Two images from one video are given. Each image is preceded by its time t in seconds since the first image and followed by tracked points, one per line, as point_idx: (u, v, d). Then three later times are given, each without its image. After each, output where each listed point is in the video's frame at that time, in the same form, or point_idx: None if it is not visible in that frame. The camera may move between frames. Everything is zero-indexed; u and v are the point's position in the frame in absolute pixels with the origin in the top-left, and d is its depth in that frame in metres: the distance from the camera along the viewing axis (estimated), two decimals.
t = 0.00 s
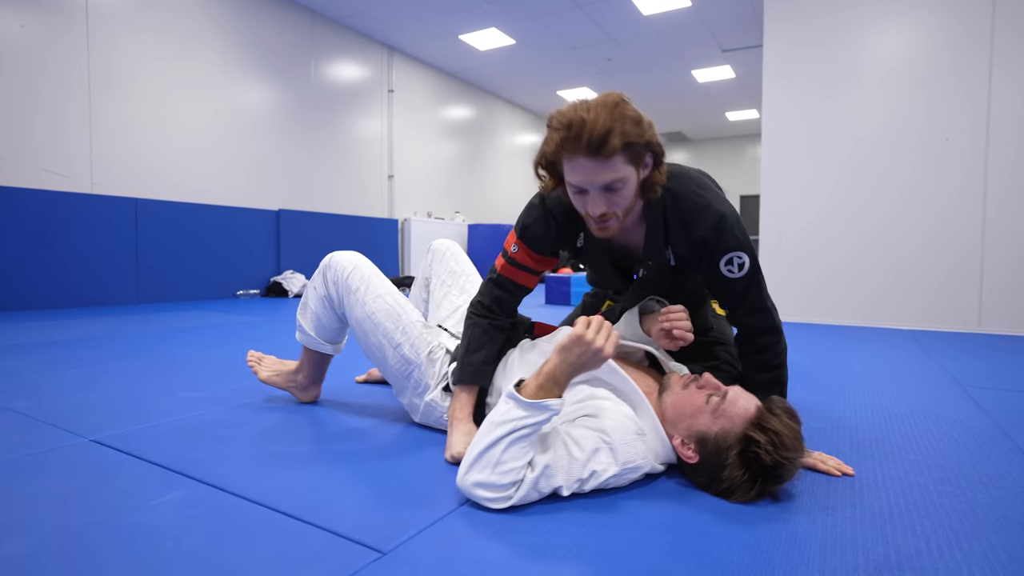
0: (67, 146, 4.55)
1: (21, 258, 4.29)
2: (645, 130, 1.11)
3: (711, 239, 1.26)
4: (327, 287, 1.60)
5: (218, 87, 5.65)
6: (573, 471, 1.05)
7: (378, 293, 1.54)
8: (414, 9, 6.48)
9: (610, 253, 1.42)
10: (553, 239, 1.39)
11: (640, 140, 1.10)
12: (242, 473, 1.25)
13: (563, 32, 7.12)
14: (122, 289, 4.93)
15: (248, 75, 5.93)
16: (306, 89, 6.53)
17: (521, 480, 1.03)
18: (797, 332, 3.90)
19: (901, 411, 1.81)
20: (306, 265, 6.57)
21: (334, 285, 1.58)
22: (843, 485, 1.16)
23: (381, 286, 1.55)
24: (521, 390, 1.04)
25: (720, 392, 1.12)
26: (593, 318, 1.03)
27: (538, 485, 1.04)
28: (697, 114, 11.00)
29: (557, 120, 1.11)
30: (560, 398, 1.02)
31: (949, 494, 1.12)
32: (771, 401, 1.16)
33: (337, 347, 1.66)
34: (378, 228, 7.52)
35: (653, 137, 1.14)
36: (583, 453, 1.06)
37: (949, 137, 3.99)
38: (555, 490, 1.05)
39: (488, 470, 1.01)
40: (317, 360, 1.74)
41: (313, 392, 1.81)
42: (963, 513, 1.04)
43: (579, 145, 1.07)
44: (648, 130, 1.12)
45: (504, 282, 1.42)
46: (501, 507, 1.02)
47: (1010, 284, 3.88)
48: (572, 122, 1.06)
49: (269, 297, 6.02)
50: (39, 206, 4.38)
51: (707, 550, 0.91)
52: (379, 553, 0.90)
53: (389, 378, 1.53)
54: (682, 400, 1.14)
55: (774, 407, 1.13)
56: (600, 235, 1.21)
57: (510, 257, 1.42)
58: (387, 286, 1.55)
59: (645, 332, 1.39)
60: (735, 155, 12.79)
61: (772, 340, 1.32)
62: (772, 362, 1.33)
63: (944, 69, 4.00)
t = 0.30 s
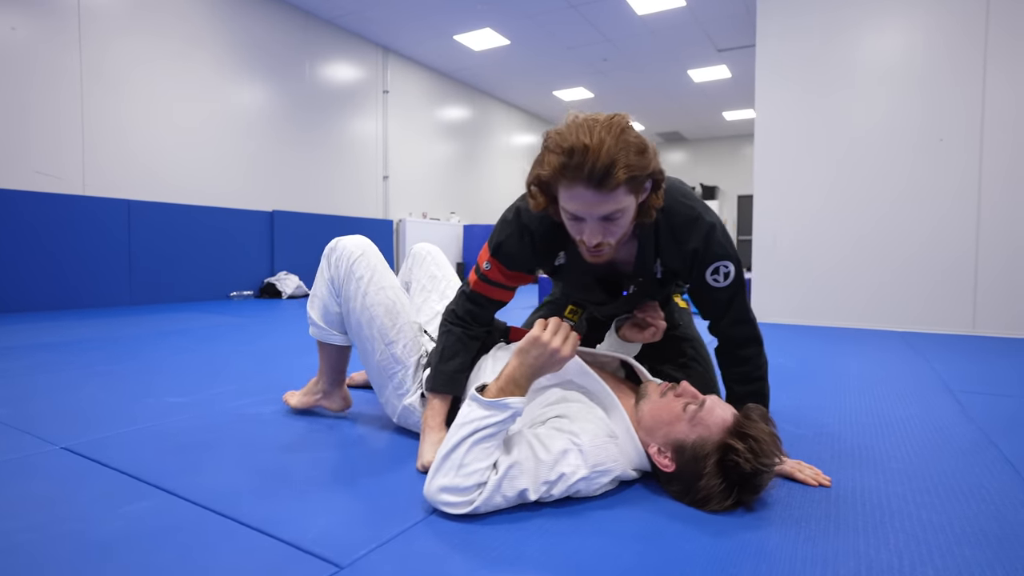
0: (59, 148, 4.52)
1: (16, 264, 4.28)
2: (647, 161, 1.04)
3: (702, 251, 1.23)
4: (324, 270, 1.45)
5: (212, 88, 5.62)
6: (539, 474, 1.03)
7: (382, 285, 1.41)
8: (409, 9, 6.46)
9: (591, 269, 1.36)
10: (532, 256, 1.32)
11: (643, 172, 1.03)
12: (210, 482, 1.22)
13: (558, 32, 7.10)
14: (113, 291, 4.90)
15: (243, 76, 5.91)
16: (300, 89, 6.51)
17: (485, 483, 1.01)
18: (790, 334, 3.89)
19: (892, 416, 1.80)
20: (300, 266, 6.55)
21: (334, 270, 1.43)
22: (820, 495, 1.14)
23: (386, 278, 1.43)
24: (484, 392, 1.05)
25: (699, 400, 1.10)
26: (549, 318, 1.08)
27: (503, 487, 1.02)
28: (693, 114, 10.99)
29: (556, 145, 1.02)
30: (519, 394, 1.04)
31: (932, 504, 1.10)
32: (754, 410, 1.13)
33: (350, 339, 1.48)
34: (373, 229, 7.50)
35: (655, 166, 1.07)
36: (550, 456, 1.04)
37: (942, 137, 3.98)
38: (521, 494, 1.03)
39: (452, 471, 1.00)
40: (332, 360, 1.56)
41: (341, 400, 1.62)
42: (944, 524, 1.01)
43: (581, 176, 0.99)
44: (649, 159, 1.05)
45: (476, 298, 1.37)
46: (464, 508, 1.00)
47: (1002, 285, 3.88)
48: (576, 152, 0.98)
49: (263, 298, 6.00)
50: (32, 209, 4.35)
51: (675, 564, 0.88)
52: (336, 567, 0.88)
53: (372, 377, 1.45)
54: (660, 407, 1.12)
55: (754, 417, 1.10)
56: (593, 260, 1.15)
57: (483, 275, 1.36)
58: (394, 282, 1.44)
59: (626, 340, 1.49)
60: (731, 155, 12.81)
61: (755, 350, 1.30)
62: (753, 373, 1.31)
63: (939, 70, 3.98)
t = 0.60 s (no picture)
0: (54, 147, 4.50)
1: (20, 265, 4.30)
2: (582, 143, 1.13)
3: (656, 254, 1.27)
4: (287, 277, 1.46)
5: (209, 87, 5.59)
6: (512, 483, 1.00)
7: (348, 285, 1.44)
8: (409, 9, 6.45)
9: (551, 278, 1.41)
10: (492, 266, 1.39)
11: (580, 151, 1.12)
12: (178, 483, 1.18)
13: (558, 31, 7.08)
14: (109, 290, 4.87)
15: (242, 75, 5.89)
16: (299, 89, 6.48)
17: (457, 490, 0.97)
18: (790, 334, 3.85)
19: (885, 419, 1.76)
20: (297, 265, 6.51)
21: (296, 275, 1.45)
22: (803, 502, 1.11)
23: (352, 278, 1.46)
24: (461, 398, 0.98)
25: (682, 403, 1.06)
26: (536, 326, 0.99)
27: (473, 496, 0.98)
28: (695, 112, 10.95)
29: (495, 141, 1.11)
30: (499, 404, 0.97)
31: (919, 512, 1.07)
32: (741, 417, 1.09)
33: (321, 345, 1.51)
34: (371, 229, 7.47)
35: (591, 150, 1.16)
36: (524, 465, 1.01)
37: (936, 133, 3.95)
38: (492, 502, 1.00)
39: (423, 477, 0.95)
40: (305, 371, 1.57)
41: (317, 413, 1.61)
42: (929, 532, 0.98)
43: (523, 164, 1.08)
44: (585, 144, 1.15)
45: (444, 306, 1.40)
46: (433, 517, 0.96)
47: (1002, 285, 3.83)
48: (515, 141, 1.08)
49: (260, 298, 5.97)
50: (36, 211, 4.38)
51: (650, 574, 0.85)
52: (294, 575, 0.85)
53: (345, 379, 1.46)
54: (643, 408, 1.08)
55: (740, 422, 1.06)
56: (553, 252, 1.22)
57: (447, 283, 1.41)
58: (357, 281, 1.46)
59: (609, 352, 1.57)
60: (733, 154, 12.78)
61: (724, 353, 1.29)
62: (726, 378, 1.28)
63: (940, 66, 3.94)
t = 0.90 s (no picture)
0: (64, 146, 4.55)
1: (19, 260, 4.32)
2: (547, 135, 1.20)
3: (632, 249, 1.23)
4: (275, 271, 1.47)
5: (219, 86, 5.63)
6: (491, 480, 0.98)
7: (335, 278, 1.44)
8: (419, 8, 6.46)
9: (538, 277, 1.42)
10: (478, 262, 1.39)
11: (545, 142, 1.18)
12: (160, 480, 1.17)
13: (567, 28, 7.04)
14: (119, 287, 4.93)
15: (252, 75, 5.93)
16: (308, 88, 6.51)
17: (433, 486, 0.95)
18: (799, 334, 3.78)
19: (890, 420, 1.72)
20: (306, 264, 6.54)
21: (284, 269, 1.46)
22: (795, 505, 1.07)
23: (339, 272, 1.46)
24: (438, 394, 0.98)
25: (666, 402, 1.04)
26: (510, 319, 0.99)
27: (450, 493, 0.96)
28: (707, 111, 10.85)
29: (463, 137, 1.19)
30: (475, 397, 0.96)
31: (914, 514, 1.03)
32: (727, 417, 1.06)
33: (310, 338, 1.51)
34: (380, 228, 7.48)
35: (557, 144, 1.23)
36: (504, 462, 0.99)
37: (931, 132, 3.91)
38: (470, 500, 0.98)
39: (399, 474, 0.94)
40: (295, 366, 1.56)
41: (308, 409, 1.61)
42: (920, 537, 0.95)
43: (488, 153, 1.15)
44: (549, 136, 1.21)
45: (433, 300, 1.38)
46: (408, 513, 0.94)
47: (1012, 283, 3.75)
48: (479, 133, 1.14)
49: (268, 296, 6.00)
50: (36, 210, 4.39)
51: None
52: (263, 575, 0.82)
53: (333, 371, 1.46)
54: (626, 406, 1.06)
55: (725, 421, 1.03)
56: (526, 245, 1.23)
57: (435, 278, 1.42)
58: (344, 275, 1.46)
59: (608, 348, 1.56)
60: (746, 153, 12.65)
61: (710, 351, 1.21)
62: (713, 375, 1.21)
63: (955, 60, 3.85)
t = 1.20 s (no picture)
0: (114, 150, 4.74)
1: (21, 260, 4.26)
2: (569, 121, 1.17)
3: (652, 235, 1.20)
4: (303, 265, 1.45)
5: (263, 92, 5.81)
6: (493, 486, 0.96)
7: (358, 275, 1.41)
8: (457, 10, 6.49)
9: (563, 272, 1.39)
10: (504, 254, 1.36)
11: (566, 128, 1.16)
12: (179, 474, 1.20)
13: (605, 26, 6.95)
14: (168, 286, 5.14)
15: (295, 80, 6.09)
16: (349, 92, 6.64)
17: (433, 489, 0.94)
18: (845, 339, 3.60)
19: (933, 430, 1.61)
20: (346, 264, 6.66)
21: (311, 264, 1.44)
22: (820, 523, 1.00)
23: (363, 270, 1.42)
24: (440, 396, 0.97)
25: (682, 410, 0.99)
26: (514, 320, 0.97)
27: (451, 497, 0.95)
28: (752, 108, 10.52)
29: (485, 125, 1.17)
30: (477, 400, 0.95)
31: (945, 536, 0.96)
32: (748, 430, 1.00)
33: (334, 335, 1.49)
34: (418, 229, 7.57)
35: (578, 131, 1.21)
36: (508, 467, 0.97)
37: (932, 132, 3.79)
38: (472, 504, 0.96)
39: (399, 475, 0.94)
40: (319, 363, 1.57)
41: (330, 407, 1.61)
42: (951, 561, 0.87)
43: (510, 140, 1.13)
44: (572, 123, 1.18)
45: (455, 296, 1.37)
46: (408, 515, 0.94)
47: (1005, 284, 3.62)
48: (500, 120, 1.12)
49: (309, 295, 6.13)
50: (41, 207, 4.35)
51: None
52: (261, 572, 0.82)
53: (354, 370, 1.44)
54: (640, 413, 1.01)
55: (743, 434, 0.97)
56: (548, 233, 1.20)
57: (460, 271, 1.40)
58: (369, 273, 1.42)
59: (632, 352, 1.47)
60: (794, 151, 12.19)
61: (708, 352, 1.16)
62: (709, 378, 1.14)
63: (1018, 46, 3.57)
